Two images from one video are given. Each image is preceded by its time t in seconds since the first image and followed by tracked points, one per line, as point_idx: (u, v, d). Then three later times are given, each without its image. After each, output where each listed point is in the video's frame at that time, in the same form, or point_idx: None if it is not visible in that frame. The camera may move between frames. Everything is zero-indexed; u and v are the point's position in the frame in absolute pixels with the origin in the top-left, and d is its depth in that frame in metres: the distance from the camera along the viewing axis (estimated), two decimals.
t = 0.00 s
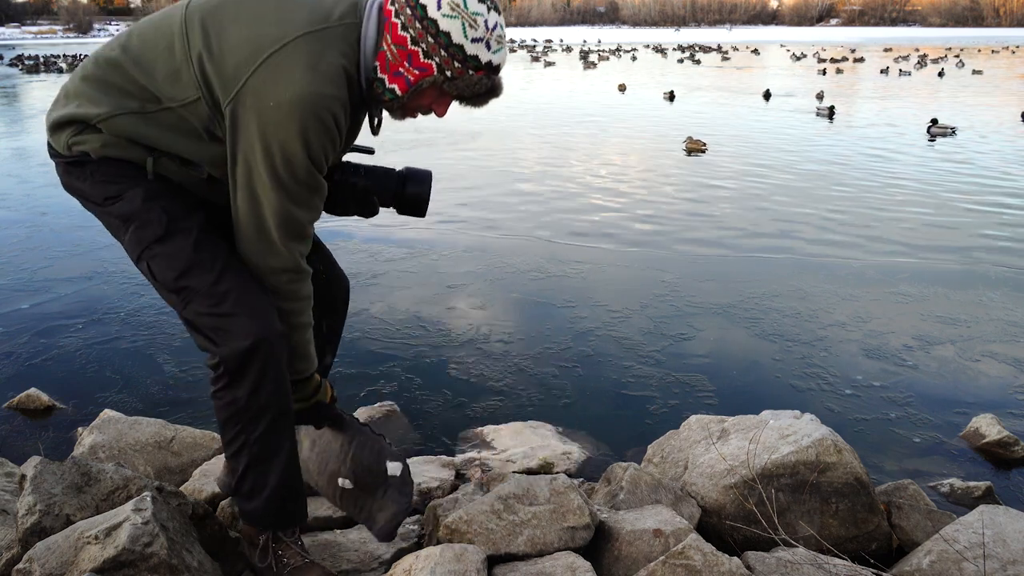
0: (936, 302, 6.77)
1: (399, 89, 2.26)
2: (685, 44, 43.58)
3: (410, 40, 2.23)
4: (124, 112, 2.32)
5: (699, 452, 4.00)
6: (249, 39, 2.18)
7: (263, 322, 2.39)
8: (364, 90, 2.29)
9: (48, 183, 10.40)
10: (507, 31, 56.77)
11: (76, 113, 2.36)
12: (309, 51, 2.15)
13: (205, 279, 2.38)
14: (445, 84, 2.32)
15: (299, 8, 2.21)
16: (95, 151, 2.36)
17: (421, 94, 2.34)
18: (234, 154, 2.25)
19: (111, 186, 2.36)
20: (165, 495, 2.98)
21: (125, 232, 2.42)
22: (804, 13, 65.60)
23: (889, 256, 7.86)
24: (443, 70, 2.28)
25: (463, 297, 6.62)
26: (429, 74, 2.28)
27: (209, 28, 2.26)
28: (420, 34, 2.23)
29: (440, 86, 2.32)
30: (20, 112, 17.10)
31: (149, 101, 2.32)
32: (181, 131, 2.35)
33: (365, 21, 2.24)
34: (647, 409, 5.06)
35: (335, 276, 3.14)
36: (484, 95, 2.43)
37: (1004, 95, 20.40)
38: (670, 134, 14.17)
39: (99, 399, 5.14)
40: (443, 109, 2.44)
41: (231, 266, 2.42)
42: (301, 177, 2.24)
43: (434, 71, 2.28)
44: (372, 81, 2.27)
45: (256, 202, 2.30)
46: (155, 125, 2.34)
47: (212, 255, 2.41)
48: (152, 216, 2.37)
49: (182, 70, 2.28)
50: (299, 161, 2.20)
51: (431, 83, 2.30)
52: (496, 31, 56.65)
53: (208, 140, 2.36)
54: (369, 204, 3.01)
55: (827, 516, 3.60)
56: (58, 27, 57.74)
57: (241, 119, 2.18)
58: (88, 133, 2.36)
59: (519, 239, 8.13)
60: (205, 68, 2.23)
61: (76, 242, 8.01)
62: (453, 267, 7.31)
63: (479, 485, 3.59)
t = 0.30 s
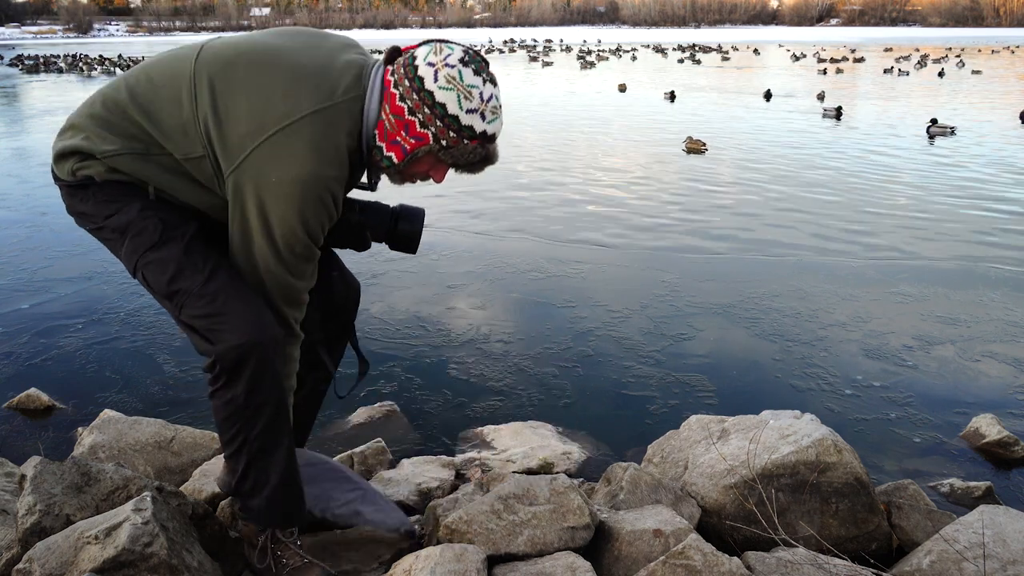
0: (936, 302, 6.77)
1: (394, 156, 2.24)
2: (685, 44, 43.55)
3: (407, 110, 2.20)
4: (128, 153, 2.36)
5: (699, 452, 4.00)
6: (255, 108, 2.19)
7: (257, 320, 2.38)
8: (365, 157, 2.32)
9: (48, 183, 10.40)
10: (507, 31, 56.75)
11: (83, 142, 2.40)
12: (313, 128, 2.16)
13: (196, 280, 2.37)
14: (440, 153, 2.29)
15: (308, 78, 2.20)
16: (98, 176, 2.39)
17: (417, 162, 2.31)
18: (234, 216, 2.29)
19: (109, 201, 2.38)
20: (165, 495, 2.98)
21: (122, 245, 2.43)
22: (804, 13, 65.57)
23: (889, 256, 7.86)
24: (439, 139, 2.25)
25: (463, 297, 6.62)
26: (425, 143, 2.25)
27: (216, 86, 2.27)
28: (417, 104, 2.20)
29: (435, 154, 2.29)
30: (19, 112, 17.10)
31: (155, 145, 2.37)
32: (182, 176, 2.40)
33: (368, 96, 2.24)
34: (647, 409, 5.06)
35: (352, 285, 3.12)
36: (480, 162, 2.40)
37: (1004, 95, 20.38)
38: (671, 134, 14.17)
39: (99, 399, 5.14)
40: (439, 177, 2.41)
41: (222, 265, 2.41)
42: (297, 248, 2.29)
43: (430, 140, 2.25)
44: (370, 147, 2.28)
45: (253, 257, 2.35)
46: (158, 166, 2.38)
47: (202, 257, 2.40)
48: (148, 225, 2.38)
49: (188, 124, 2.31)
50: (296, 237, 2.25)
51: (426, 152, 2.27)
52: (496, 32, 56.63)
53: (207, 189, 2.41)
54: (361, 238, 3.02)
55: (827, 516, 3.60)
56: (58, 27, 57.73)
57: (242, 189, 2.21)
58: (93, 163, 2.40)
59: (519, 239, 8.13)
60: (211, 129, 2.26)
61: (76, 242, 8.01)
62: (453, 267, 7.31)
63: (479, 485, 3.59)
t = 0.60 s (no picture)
0: (936, 302, 6.77)
1: (398, 137, 2.24)
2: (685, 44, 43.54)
3: (408, 89, 2.20)
4: (125, 131, 2.34)
5: (699, 452, 4.00)
6: (250, 76, 2.17)
7: (251, 319, 2.36)
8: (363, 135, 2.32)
9: (48, 183, 10.40)
10: (507, 32, 56.71)
11: (80, 122, 2.39)
12: (309, 93, 2.13)
13: (193, 275, 2.36)
14: (443, 131, 2.28)
15: (303, 47, 2.19)
16: (96, 159, 2.38)
17: (420, 139, 2.30)
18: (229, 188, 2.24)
19: (107, 191, 2.38)
20: (165, 495, 2.97)
21: (123, 233, 2.43)
22: (804, 13, 65.62)
23: (889, 256, 7.86)
24: (442, 118, 2.25)
25: (463, 297, 6.62)
26: (428, 121, 2.24)
27: (213, 62, 2.26)
28: (418, 83, 2.20)
29: (439, 131, 2.29)
30: (20, 112, 17.10)
31: (152, 123, 2.35)
32: (179, 153, 2.37)
33: (367, 71, 2.23)
34: (647, 409, 5.06)
35: (349, 286, 3.14)
36: (485, 137, 2.39)
37: (1005, 96, 20.37)
38: (671, 134, 14.17)
39: (99, 399, 5.14)
40: (443, 153, 2.40)
41: (219, 260, 2.39)
42: (293, 215, 2.22)
43: (433, 118, 2.24)
44: (371, 127, 2.27)
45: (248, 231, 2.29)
46: (156, 144, 2.36)
47: (200, 250, 2.39)
48: (143, 217, 2.37)
49: (185, 100, 2.28)
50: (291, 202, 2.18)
51: (430, 129, 2.27)
52: (496, 32, 56.60)
53: (205, 164, 2.38)
54: (363, 236, 3.06)
55: (827, 516, 3.60)
56: (58, 27, 57.72)
57: (238, 156, 2.17)
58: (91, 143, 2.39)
59: (518, 239, 8.13)
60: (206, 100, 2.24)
61: (77, 242, 8.01)
62: (453, 267, 7.31)
63: (479, 485, 3.59)
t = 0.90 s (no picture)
0: (936, 302, 6.76)
1: (399, 47, 2.20)
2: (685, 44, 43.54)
3: None
4: (114, 76, 2.25)
5: (699, 452, 4.00)
6: None
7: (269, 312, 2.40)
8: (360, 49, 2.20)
9: (48, 183, 10.40)
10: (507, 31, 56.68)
11: (72, 78, 2.32)
12: None
13: (215, 268, 2.38)
14: (447, 37, 2.25)
15: None
16: (92, 128, 2.32)
17: (422, 49, 2.27)
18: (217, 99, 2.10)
19: (110, 170, 2.34)
20: (165, 495, 2.97)
21: (133, 221, 2.42)
22: (804, 13, 65.65)
23: (888, 256, 7.86)
24: (445, 24, 2.22)
25: (463, 297, 6.62)
26: (430, 27, 2.21)
27: None
28: None
29: (442, 40, 2.25)
30: (20, 112, 17.11)
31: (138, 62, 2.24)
32: (168, 93, 2.24)
33: None
34: (647, 409, 5.06)
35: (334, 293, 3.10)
36: (491, 46, 2.35)
37: (1005, 96, 20.37)
38: (671, 134, 14.17)
39: (99, 399, 5.14)
40: (449, 66, 2.36)
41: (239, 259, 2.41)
42: (282, 106, 2.03)
43: (435, 24, 2.21)
44: (368, 37, 2.18)
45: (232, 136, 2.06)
46: (145, 88, 2.24)
47: (219, 243, 2.40)
48: (153, 207, 2.36)
49: (169, 24, 2.17)
50: (285, 104, 2.02)
51: (432, 37, 2.23)
52: (496, 31, 56.61)
53: (197, 101, 2.25)
54: (377, 197, 2.77)
55: (827, 516, 3.60)
56: (59, 27, 57.73)
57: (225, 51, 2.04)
58: (84, 103, 2.32)
59: (519, 239, 8.13)
60: (189, 19, 2.12)
61: (77, 242, 8.02)
62: (453, 267, 7.31)
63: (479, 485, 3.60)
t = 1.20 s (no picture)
0: (936, 302, 6.77)
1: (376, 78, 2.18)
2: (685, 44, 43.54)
3: (380, 22, 2.13)
4: (117, 142, 2.32)
5: (699, 452, 4.00)
6: (206, 26, 2.16)
7: (299, 339, 2.35)
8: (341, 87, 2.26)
9: (48, 183, 10.40)
10: (506, 32, 56.65)
11: (83, 150, 2.41)
12: (253, 17, 2.11)
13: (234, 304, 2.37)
14: (425, 63, 2.19)
15: None
16: (102, 195, 2.37)
17: (402, 77, 2.23)
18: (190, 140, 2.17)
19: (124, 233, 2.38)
20: (164, 495, 2.97)
21: (152, 276, 2.45)
22: (803, 13, 65.72)
23: (888, 256, 7.86)
24: (420, 49, 2.16)
25: (462, 297, 6.63)
26: (406, 55, 2.16)
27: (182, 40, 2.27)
28: (391, 12, 2.12)
29: (421, 65, 2.20)
30: (20, 112, 17.11)
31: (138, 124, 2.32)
32: (168, 154, 2.31)
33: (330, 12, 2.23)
34: (647, 409, 5.06)
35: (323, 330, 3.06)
36: (472, 65, 2.29)
37: (1004, 96, 20.39)
38: (671, 134, 14.18)
39: (99, 399, 5.14)
40: (433, 89, 2.31)
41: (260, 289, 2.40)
42: (236, 142, 2.06)
43: (411, 51, 2.16)
44: (345, 73, 2.23)
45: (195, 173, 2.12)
46: (145, 150, 2.31)
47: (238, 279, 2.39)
48: (165, 256, 2.37)
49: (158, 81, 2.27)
50: (237, 132, 2.05)
51: (409, 65, 2.19)
52: (495, 31, 56.61)
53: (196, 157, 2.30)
54: (398, 241, 2.85)
55: (827, 516, 3.60)
56: (59, 27, 57.70)
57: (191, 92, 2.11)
58: (94, 175, 2.39)
59: (519, 239, 8.13)
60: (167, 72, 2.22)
61: (76, 242, 8.02)
62: (452, 267, 7.31)
63: (479, 485, 3.60)
